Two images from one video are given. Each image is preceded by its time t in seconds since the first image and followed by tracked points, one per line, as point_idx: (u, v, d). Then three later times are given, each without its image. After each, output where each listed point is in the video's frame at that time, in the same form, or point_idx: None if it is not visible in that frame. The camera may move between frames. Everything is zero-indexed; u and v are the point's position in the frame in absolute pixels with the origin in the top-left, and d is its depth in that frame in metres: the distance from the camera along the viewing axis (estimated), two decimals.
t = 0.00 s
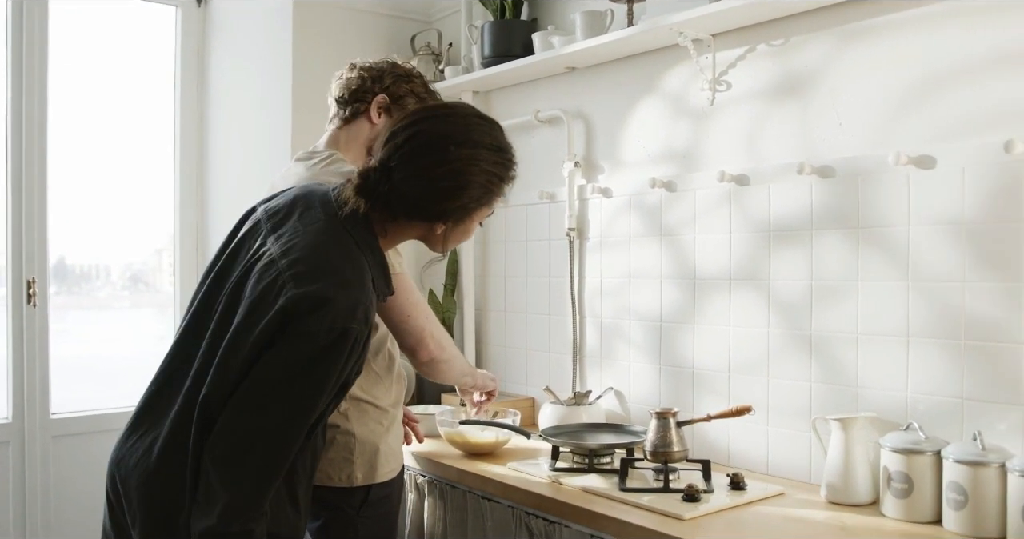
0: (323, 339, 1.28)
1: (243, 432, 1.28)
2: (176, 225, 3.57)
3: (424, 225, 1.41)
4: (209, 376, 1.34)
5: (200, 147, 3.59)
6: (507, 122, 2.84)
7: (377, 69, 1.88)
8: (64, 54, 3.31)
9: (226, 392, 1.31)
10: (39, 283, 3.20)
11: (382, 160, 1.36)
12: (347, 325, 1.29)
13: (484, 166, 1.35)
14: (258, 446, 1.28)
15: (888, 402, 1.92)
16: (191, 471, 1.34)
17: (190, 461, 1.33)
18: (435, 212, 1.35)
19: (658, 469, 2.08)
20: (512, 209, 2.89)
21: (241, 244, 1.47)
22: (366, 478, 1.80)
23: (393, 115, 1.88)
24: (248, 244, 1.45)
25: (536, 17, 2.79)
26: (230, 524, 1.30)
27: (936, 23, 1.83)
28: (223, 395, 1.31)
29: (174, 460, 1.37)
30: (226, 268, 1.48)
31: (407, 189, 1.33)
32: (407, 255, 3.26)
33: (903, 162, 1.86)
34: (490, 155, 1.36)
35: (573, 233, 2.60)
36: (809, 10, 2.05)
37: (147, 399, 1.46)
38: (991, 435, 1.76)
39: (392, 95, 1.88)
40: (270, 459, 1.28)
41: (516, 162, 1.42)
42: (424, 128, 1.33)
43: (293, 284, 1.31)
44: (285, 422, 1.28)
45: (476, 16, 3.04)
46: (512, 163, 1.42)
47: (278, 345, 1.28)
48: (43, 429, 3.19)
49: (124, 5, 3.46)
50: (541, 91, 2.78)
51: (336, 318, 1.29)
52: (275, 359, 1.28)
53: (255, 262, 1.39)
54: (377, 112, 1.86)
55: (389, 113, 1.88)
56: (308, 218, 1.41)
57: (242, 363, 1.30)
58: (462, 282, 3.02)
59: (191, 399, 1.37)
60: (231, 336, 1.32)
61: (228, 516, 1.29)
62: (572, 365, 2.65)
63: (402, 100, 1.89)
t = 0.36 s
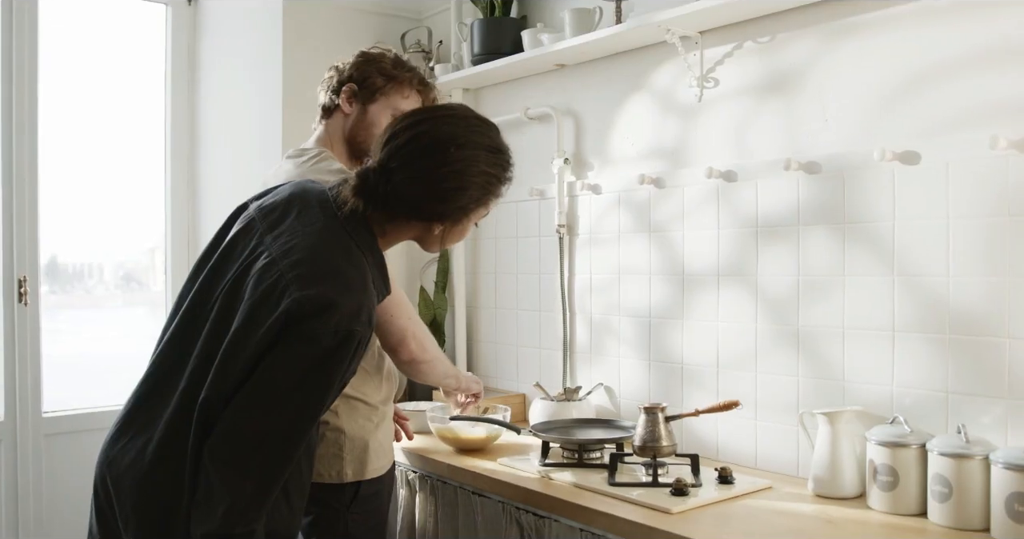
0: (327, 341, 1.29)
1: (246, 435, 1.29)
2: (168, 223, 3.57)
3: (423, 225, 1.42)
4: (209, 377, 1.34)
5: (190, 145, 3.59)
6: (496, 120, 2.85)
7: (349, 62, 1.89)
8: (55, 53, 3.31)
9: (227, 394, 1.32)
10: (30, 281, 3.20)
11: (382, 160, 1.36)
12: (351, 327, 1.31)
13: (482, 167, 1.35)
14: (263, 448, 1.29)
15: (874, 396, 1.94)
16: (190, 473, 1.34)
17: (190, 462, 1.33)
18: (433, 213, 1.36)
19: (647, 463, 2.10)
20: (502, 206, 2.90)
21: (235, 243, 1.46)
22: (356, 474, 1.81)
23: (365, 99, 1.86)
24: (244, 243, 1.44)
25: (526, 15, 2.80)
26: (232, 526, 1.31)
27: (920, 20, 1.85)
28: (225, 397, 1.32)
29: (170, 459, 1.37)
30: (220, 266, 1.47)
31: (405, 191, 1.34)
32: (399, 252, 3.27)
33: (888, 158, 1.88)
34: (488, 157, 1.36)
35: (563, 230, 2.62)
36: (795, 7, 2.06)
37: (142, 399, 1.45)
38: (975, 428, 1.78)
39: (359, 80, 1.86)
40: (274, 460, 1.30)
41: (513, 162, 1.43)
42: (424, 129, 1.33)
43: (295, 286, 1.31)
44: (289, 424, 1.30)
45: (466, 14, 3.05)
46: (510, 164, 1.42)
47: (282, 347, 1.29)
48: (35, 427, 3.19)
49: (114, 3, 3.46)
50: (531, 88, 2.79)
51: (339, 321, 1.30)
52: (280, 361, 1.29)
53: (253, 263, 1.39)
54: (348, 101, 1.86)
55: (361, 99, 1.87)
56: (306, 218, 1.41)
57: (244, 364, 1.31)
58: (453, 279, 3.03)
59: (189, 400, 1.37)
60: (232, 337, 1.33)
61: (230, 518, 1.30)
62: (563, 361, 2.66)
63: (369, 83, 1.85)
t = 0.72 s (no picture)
0: (313, 340, 1.30)
1: (233, 434, 1.29)
2: (161, 226, 3.57)
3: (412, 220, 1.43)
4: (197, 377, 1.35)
5: (183, 147, 3.59)
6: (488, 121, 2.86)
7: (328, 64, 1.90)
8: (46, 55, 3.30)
9: (215, 393, 1.32)
10: (23, 285, 3.16)
11: (369, 157, 1.38)
12: (337, 325, 1.31)
13: (469, 158, 1.36)
14: (250, 448, 1.30)
15: (864, 394, 1.95)
16: (178, 473, 1.35)
17: (178, 462, 1.34)
18: (422, 206, 1.37)
19: (639, 463, 2.10)
20: (494, 207, 2.91)
21: (225, 243, 1.47)
22: (347, 474, 1.81)
23: (340, 97, 1.85)
24: (232, 243, 1.45)
25: (516, 16, 2.81)
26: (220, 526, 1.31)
27: (907, 21, 1.86)
28: (213, 396, 1.32)
29: (159, 461, 1.38)
30: (209, 267, 1.48)
31: (393, 186, 1.35)
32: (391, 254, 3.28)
33: (876, 157, 1.89)
34: (475, 148, 1.37)
35: (555, 231, 2.62)
36: (783, 8, 2.07)
37: (131, 400, 1.46)
38: (964, 425, 1.79)
39: (332, 78, 1.85)
40: (262, 459, 1.30)
41: (499, 153, 1.44)
42: (410, 123, 1.34)
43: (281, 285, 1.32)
44: (276, 423, 1.30)
45: (457, 16, 3.06)
46: (497, 155, 1.44)
47: (268, 346, 1.30)
48: (28, 432, 3.17)
49: (105, 7, 3.46)
50: (522, 90, 2.80)
51: (325, 319, 1.30)
52: (266, 360, 1.30)
53: (242, 263, 1.40)
54: (325, 102, 1.87)
55: (337, 97, 1.86)
56: (294, 218, 1.41)
57: (231, 363, 1.32)
58: (446, 280, 3.04)
59: (177, 400, 1.37)
60: (219, 336, 1.33)
61: (217, 518, 1.30)
62: (555, 361, 2.67)
63: (340, 79, 1.84)
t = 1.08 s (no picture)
0: (284, 337, 1.29)
1: (207, 432, 1.29)
2: (154, 229, 3.56)
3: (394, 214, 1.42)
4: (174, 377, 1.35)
5: (175, 150, 3.59)
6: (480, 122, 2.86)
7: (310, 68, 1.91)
8: (37, 59, 3.30)
9: (189, 392, 1.33)
10: (15, 288, 3.14)
11: (347, 154, 1.37)
12: (307, 322, 1.31)
13: (448, 148, 1.36)
14: (223, 446, 1.29)
15: (855, 393, 1.96)
16: (156, 473, 1.35)
17: (155, 462, 1.34)
18: (404, 200, 1.36)
19: (632, 463, 2.11)
20: (487, 209, 2.91)
21: (205, 246, 1.48)
22: (337, 476, 1.81)
23: (325, 98, 1.85)
24: (213, 246, 1.46)
25: (508, 18, 2.81)
26: (195, 525, 1.30)
27: (896, 21, 1.86)
28: (188, 395, 1.33)
29: (138, 460, 1.38)
30: (191, 271, 1.49)
31: (374, 181, 1.35)
32: (383, 256, 3.28)
33: (866, 157, 1.89)
34: (452, 138, 1.37)
35: (547, 232, 2.63)
36: (773, 9, 2.08)
37: (116, 404, 1.47)
38: (954, 424, 1.79)
39: (315, 81, 1.86)
40: (235, 457, 1.29)
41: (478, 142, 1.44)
42: (387, 118, 1.34)
43: (253, 283, 1.32)
44: (248, 420, 1.29)
45: (448, 18, 3.07)
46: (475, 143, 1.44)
47: (240, 344, 1.30)
48: (21, 436, 3.17)
49: (97, 10, 3.46)
50: (514, 91, 2.80)
51: (296, 316, 1.30)
52: (238, 357, 1.29)
53: (218, 263, 1.41)
54: (311, 105, 1.87)
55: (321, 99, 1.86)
56: (270, 218, 1.42)
57: (204, 362, 1.32)
58: (439, 281, 3.04)
59: (154, 401, 1.38)
60: (194, 336, 1.34)
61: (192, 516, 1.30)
62: (548, 362, 2.67)
63: (322, 81, 1.85)
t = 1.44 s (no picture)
0: (253, 330, 1.29)
1: (184, 433, 1.28)
2: (150, 232, 3.56)
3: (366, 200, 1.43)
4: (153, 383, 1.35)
5: (170, 154, 3.59)
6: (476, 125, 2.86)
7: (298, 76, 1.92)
8: (32, 64, 3.29)
9: (168, 396, 1.32)
10: (11, 293, 3.13)
11: (312, 144, 1.36)
12: (277, 316, 1.30)
13: (413, 128, 1.37)
14: (200, 446, 1.28)
15: (853, 395, 1.95)
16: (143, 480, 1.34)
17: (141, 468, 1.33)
18: (375, 184, 1.37)
19: (630, 465, 2.10)
20: (483, 211, 2.91)
21: (184, 255, 1.50)
22: (331, 480, 1.81)
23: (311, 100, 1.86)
24: (191, 253, 1.47)
25: (503, 21, 2.81)
26: (181, 528, 1.28)
27: (892, 22, 1.87)
28: (166, 398, 1.32)
29: (127, 468, 1.37)
30: (173, 282, 1.50)
31: (343, 166, 1.35)
32: (380, 259, 3.27)
33: (862, 158, 1.89)
34: (416, 118, 1.37)
35: (543, 234, 2.62)
36: (768, 11, 2.08)
37: (109, 419, 1.48)
38: (952, 425, 1.79)
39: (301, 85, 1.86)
40: (214, 457, 1.28)
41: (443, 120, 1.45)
42: (349, 103, 1.34)
43: (222, 281, 1.32)
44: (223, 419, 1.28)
45: (444, 21, 3.07)
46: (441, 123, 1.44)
47: (211, 341, 1.30)
48: (17, 441, 3.15)
49: (92, 14, 3.45)
50: (510, 94, 2.80)
51: (264, 309, 1.30)
52: (210, 355, 1.29)
53: (194, 267, 1.41)
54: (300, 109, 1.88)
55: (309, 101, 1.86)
56: (240, 219, 1.43)
57: (179, 364, 1.32)
58: (436, 285, 3.04)
59: (137, 409, 1.38)
60: (171, 340, 1.34)
61: (177, 519, 1.28)
62: (545, 365, 2.67)
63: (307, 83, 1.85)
